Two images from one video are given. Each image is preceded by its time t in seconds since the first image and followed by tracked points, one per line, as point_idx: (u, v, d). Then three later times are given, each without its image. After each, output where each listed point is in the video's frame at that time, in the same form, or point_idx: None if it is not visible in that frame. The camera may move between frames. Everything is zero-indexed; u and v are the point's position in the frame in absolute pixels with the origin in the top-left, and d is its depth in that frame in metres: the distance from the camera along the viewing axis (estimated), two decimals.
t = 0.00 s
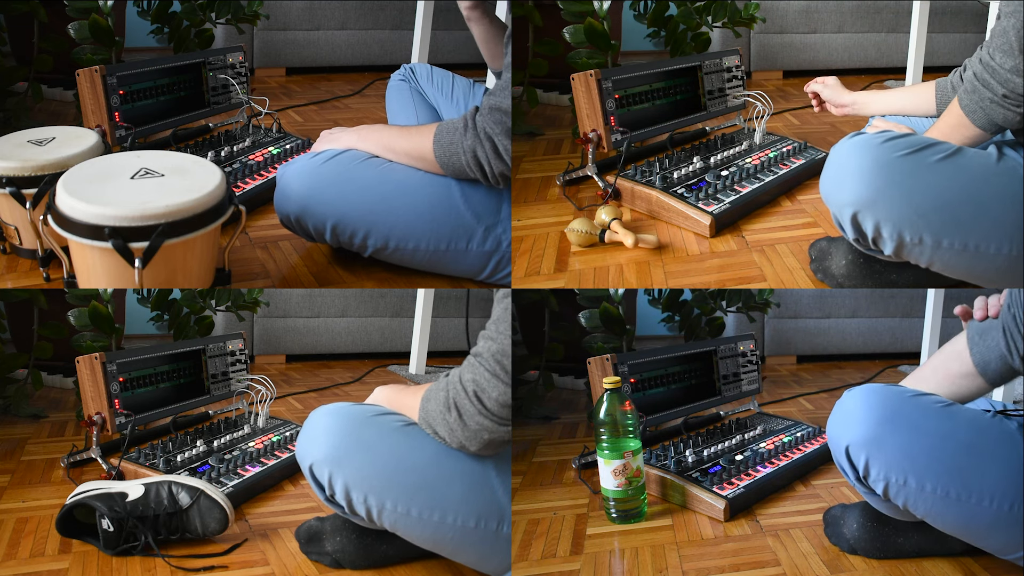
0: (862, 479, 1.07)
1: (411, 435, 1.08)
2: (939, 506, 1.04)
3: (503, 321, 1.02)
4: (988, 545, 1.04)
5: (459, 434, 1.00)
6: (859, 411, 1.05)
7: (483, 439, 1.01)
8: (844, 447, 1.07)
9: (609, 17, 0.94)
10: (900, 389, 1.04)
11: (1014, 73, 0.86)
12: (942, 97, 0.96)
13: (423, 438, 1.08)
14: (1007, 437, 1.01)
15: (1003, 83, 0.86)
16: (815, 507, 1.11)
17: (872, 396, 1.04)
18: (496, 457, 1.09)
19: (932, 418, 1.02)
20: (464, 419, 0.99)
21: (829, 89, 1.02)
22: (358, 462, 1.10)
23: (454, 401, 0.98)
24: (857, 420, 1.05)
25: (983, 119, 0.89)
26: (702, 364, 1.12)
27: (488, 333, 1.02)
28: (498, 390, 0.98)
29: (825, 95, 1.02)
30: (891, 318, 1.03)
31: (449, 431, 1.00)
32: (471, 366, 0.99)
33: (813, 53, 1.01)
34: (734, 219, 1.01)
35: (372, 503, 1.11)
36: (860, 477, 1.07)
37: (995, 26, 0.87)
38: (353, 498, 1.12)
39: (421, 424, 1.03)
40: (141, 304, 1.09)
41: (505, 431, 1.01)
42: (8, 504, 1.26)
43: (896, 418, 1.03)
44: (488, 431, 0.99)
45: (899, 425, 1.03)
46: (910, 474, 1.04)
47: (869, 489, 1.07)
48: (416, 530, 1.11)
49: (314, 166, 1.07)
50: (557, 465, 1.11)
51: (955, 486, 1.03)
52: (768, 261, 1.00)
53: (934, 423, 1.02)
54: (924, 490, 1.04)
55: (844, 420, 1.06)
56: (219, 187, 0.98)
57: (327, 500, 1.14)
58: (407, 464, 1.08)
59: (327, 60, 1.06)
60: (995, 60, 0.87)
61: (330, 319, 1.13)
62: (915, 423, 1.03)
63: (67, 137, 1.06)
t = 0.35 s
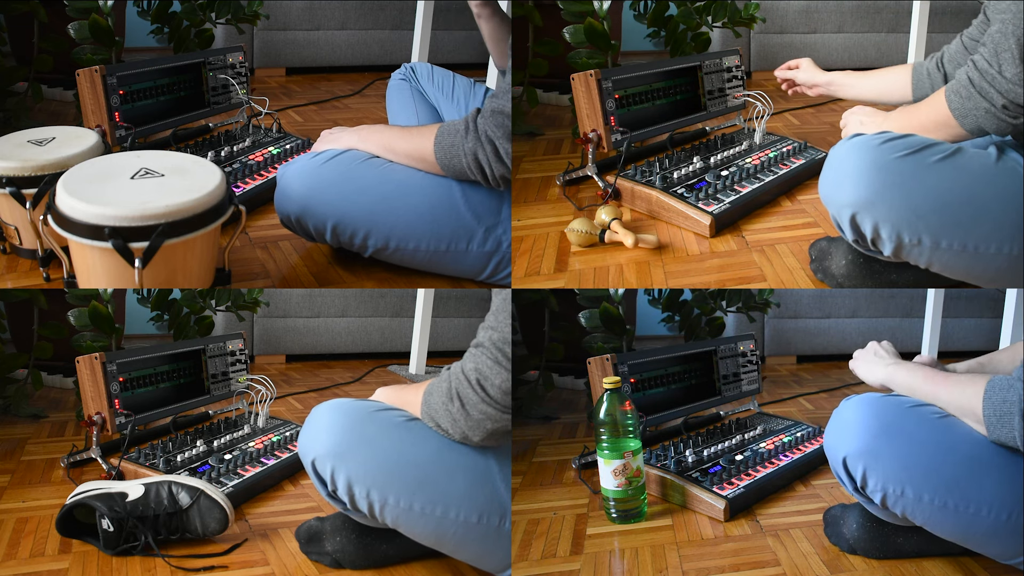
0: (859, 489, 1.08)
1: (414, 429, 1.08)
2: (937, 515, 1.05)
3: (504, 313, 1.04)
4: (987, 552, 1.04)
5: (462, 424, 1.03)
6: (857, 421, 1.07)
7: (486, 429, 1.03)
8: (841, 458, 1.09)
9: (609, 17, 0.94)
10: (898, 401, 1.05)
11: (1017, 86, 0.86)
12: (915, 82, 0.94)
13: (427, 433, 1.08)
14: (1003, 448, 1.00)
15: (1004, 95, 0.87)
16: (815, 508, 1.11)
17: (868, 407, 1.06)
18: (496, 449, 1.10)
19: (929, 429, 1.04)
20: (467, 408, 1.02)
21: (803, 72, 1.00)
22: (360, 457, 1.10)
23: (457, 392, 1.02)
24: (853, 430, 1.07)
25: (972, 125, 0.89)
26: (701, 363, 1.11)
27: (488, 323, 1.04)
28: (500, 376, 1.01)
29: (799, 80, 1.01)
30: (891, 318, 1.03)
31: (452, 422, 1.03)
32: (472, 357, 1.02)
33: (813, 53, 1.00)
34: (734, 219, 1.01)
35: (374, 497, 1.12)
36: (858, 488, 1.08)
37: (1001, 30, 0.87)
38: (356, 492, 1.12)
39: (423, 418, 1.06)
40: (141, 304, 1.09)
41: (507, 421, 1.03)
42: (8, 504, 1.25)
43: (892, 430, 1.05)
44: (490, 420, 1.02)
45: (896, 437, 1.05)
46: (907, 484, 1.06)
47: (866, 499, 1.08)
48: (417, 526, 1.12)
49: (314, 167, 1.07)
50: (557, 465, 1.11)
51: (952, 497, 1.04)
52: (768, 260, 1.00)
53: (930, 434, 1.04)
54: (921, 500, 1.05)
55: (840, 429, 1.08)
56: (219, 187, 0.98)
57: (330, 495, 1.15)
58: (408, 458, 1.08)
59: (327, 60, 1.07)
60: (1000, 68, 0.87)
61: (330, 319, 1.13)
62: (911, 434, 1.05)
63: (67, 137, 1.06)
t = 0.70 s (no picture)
0: (858, 497, 1.09)
1: (414, 432, 1.08)
2: (935, 521, 1.06)
3: (506, 319, 1.06)
4: (987, 555, 1.05)
5: (464, 428, 1.03)
6: (853, 431, 1.07)
7: (487, 435, 1.03)
8: (838, 467, 1.09)
9: (609, 17, 0.94)
10: (895, 407, 1.05)
11: None
12: (873, 74, 0.98)
13: (426, 436, 1.08)
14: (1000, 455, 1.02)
15: None
16: (816, 508, 1.11)
17: (864, 416, 1.06)
18: (496, 453, 1.10)
19: (926, 437, 1.05)
20: (470, 414, 1.02)
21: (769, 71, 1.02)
22: (359, 461, 1.10)
23: (460, 396, 1.02)
24: (849, 440, 1.08)
25: (995, 136, 0.91)
26: (702, 364, 1.10)
27: (495, 330, 1.06)
28: (506, 385, 1.01)
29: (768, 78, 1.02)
30: (891, 318, 1.04)
31: (454, 424, 1.03)
32: (480, 362, 1.03)
33: (812, 53, 1.00)
34: (734, 219, 1.01)
35: (374, 501, 1.12)
36: (856, 495, 1.09)
37: (1003, 40, 0.87)
38: (355, 496, 1.12)
39: (424, 420, 1.06)
40: (141, 304, 1.09)
41: (507, 428, 1.03)
42: (8, 504, 1.25)
43: (889, 438, 1.06)
44: (493, 426, 1.02)
45: (891, 445, 1.06)
46: (905, 491, 1.07)
47: (865, 507, 1.09)
48: (417, 529, 1.12)
49: (314, 167, 1.07)
50: (557, 465, 1.11)
51: (950, 503, 1.05)
52: (768, 261, 1.00)
53: (926, 442, 1.05)
54: (919, 507, 1.06)
55: (837, 439, 1.09)
56: (219, 187, 0.98)
57: (327, 499, 1.15)
58: (408, 462, 1.08)
59: (326, 60, 1.06)
60: (1014, 76, 0.87)
61: (330, 319, 1.12)
62: (907, 442, 1.05)
63: (67, 137, 1.06)
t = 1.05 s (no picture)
0: (858, 493, 1.09)
1: (413, 430, 1.09)
2: (935, 515, 1.07)
3: (505, 315, 1.05)
4: (987, 552, 1.05)
5: (462, 425, 1.04)
6: (853, 425, 1.07)
7: (486, 430, 1.04)
8: (838, 462, 1.09)
9: (609, 17, 0.94)
10: (893, 402, 1.06)
11: None
12: (868, 70, 0.98)
13: (426, 435, 1.08)
14: (999, 447, 1.02)
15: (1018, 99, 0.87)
16: (815, 508, 1.10)
17: (862, 410, 1.06)
18: (495, 451, 1.10)
19: (925, 431, 1.05)
20: (468, 409, 1.03)
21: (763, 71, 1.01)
22: (359, 459, 1.11)
23: (457, 393, 1.03)
24: (849, 434, 1.08)
25: (992, 134, 0.91)
26: (702, 363, 1.10)
27: (492, 325, 1.05)
28: (502, 379, 1.02)
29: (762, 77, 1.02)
30: (891, 318, 1.03)
31: (453, 422, 1.04)
32: (476, 358, 1.03)
33: (812, 53, 1.00)
34: (734, 219, 1.01)
35: (374, 500, 1.12)
36: (856, 491, 1.09)
37: (995, 37, 0.87)
38: (355, 495, 1.12)
39: (423, 418, 1.07)
40: (141, 304, 1.09)
41: (506, 424, 1.04)
42: (8, 504, 1.25)
43: (888, 431, 1.06)
44: (490, 421, 1.03)
45: (890, 439, 1.06)
46: (904, 486, 1.07)
47: (864, 502, 1.09)
48: (418, 528, 1.13)
49: (314, 167, 1.07)
50: (557, 465, 1.11)
51: (950, 497, 1.06)
52: (768, 261, 1.00)
53: (925, 435, 1.05)
54: (919, 501, 1.07)
55: (836, 434, 1.09)
56: (219, 187, 0.98)
57: (328, 498, 1.15)
58: (408, 461, 1.09)
59: (326, 59, 1.07)
60: (1009, 73, 0.87)
61: (330, 319, 1.12)
62: (905, 436, 1.06)
63: (67, 137, 1.06)
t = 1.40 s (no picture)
0: (858, 492, 1.09)
1: (413, 432, 1.08)
2: (935, 515, 1.07)
3: (505, 319, 1.06)
4: (987, 551, 1.06)
5: (462, 429, 1.04)
6: (853, 425, 1.07)
7: (485, 434, 1.04)
8: (838, 462, 1.09)
9: (609, 17, 0.94)
10: (894, 402, 1.05)
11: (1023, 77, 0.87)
12: (867, 65, 0.97)
13: (426, 436, 1.08)
14: (1000, 446, 1.02)
15: (1009, 94, 0.88)
16: (815, 507, 1.10)
17: (863, 410, 1.06)
18: (496, 454, 1.10)
19: (926, 431, 1.05)
20: (468, 413, 1.02)
21: (760, 69, 1.00)
22: (359, 460, 1.10)
23: (458, 396, 1.02)
24: (850, 433, 1.08)
25: (985, 130, 0.91)
26: (702, 364, 1.10)
27: (492, 329, 1.06)
28: (502, 384, 1.02)
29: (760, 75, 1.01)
30: (891, 318, 1.03)
31: (453, 425, 1.04)
32: (476, 361, 1.04)
33: (813, 53, 0.99)
34: (735, 218, 1.00)
35: (373, 501, 1.12)
36: (856, 491, 1.09)
37: (988, 33, 0.88)
38: (355, 496, 1.12)
39: (423, 419, 1.06)
40: (141, 304, 1.09)
41: (507, 428, 1.03)
42: (8, 504, 1.26)
43: (887, 431, 1.06)
44: (490, 425, 1.03)
45: (890, 439, 1.07)
46: (904, 486, 1.08)
47: (865, 502, 1.09)
48: (417, 529, 1.13)
49: (314, 167, 1.07)
50: (557, 465, 1.12)
51: (950, 496, 1.06)
52: (768, 261, 1.00)
53: (924, 434, 1.05)
54: (919, 501, 1.07)
55: (837, 434, 1.08)
56: (219, 187, 0.98)
57: (327, 499, 1.15)
58: (408, 462, 1.09)
59: (327, 59, 1.06)
60: (998, 69, 0.88)
61: (330, 319, 1.12)
62: (906, 436, 1.06)
63: (67, 137, 1.06)
